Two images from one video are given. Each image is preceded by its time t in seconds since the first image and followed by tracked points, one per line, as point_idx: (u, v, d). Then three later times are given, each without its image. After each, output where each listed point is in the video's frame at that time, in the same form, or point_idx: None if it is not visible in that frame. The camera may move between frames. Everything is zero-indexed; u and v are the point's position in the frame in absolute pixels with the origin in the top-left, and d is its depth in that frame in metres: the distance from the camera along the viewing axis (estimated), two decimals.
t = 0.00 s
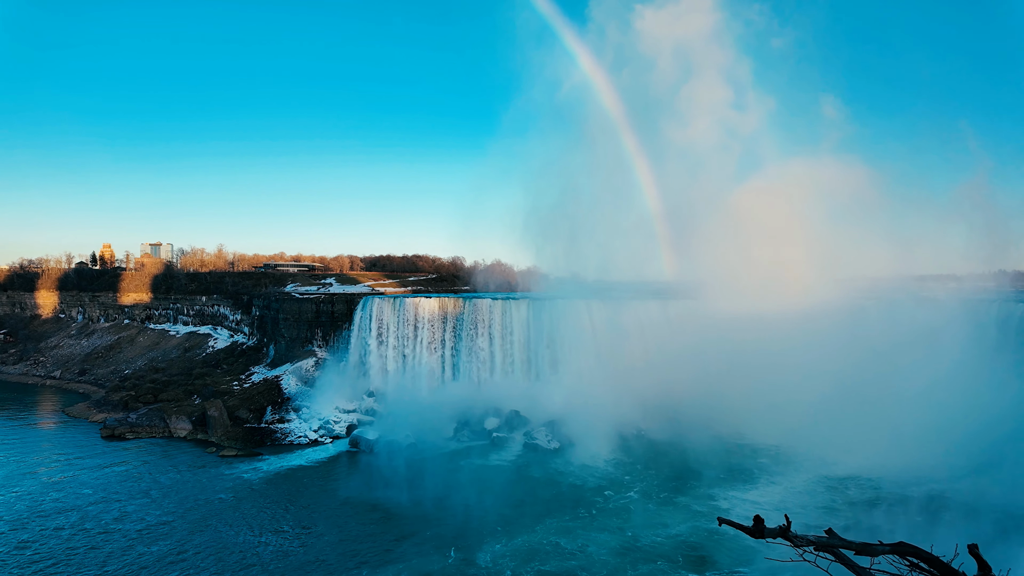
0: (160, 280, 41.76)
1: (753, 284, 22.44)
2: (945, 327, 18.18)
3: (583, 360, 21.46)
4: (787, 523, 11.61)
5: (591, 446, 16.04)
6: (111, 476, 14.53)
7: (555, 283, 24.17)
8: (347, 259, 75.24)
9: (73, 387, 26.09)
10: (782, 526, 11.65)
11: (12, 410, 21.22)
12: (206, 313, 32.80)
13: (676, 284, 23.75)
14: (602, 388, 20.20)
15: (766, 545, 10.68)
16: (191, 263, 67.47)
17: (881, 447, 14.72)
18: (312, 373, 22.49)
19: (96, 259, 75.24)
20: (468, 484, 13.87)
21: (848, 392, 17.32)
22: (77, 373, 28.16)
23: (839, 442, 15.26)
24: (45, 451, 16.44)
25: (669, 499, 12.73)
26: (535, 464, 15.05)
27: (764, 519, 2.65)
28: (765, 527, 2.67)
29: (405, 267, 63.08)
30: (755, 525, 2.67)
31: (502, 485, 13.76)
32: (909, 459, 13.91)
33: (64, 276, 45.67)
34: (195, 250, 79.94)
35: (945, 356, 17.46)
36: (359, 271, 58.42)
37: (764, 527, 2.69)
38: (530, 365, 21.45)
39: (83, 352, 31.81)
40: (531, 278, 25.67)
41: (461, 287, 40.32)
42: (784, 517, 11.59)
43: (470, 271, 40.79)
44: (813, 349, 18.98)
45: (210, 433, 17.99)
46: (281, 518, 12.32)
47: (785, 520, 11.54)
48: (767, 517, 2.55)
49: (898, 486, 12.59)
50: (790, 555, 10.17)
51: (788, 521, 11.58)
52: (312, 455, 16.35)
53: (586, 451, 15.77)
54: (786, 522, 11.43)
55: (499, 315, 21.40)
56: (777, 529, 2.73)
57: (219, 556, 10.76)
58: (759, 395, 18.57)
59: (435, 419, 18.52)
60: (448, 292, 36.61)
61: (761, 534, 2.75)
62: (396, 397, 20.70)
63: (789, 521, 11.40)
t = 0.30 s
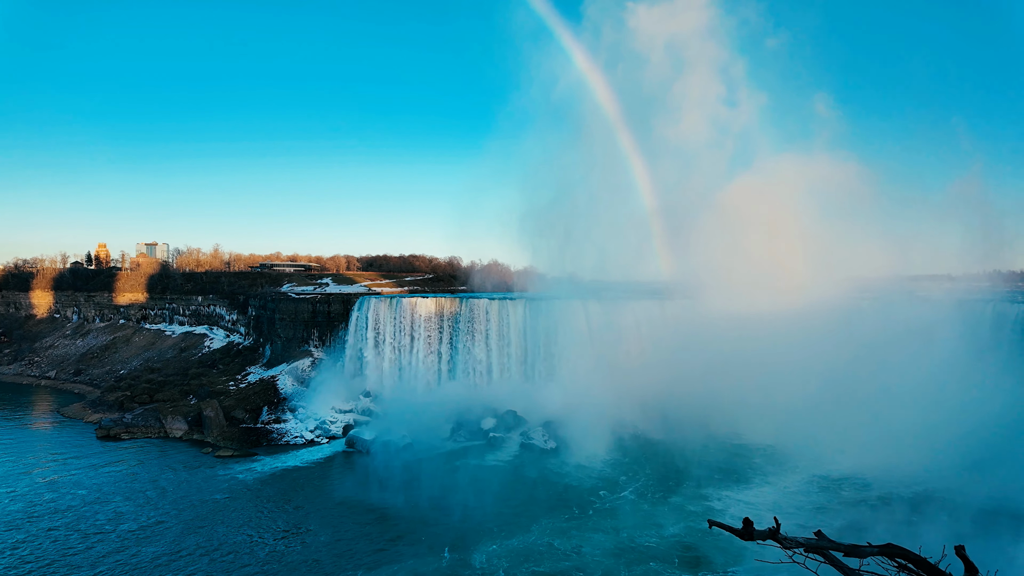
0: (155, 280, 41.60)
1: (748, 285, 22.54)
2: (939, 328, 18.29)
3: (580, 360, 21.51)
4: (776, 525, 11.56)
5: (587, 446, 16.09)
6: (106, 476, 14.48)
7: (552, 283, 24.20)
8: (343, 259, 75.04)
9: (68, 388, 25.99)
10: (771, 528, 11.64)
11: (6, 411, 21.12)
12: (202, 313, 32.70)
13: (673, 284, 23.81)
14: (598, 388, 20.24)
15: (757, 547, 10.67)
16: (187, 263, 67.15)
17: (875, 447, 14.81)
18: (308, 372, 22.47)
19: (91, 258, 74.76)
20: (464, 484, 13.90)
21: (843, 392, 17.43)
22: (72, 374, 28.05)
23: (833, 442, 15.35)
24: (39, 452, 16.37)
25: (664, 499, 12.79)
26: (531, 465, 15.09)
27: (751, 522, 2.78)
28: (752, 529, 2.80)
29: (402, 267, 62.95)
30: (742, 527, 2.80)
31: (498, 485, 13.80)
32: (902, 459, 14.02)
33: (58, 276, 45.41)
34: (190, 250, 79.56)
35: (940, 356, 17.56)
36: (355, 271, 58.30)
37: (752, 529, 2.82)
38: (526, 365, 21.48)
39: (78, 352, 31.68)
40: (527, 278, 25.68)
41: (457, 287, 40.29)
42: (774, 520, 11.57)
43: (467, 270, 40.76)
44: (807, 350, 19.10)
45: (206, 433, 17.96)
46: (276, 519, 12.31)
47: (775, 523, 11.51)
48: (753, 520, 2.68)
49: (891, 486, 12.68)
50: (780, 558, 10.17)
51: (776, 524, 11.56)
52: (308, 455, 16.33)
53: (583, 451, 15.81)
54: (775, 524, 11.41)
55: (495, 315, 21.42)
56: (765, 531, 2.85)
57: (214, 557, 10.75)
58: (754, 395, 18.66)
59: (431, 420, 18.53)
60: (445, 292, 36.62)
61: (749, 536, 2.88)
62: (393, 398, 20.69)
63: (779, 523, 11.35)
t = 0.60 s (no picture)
0: (148, 279, 41.32)
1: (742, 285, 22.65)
2: (929, 328, 18.48)
3: (574, 360, 21.58)
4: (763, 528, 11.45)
5: (581, 446, 16.15)
6: (97, 477, 14.41)
7: (546, 283, 24.23)
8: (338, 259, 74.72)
9: (60, 388, 25.82)
10: (759, 530, 11.58)
11: None
12: (195, 313, 32.52)
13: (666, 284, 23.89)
14: (592, 389, 20.31)
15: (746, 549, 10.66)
16: (180, 263, 66.68)
17: (865, 447, 14.96)
18: (302, 373, 22.42)
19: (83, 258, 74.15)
20: (458, 484, 13.93)
21: (834, 392, 17.59)
22: (64, 374, 27.86)
23: (824, 441, 15.50)
24: (30, 452, 16.27)
25: (656, 498, 12.87)
26: (526, 465, 15.14)
27: (738, 525, 2.92)
28: (738, 532, 2.95)
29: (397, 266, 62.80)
30: (730, 530, 2.95)
31: (491, 485, 13.84)
32: (891, 459, 14.18)
33: (49, 276, 45.01)
34: (183, 249, 79.00)
35: (929, 356, 17.74)
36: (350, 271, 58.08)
37: (739, 532, 2.96)
38: (521, 365, 21.52)
39: (70, 352, 31.46)
40: (522, 278, 25.70)
41: (452, 287, 40.22)
42: (761, 522, 11.50)
43: (462, 270, 40.68)
44: (799, 350, 19.24)
45: (199, 434, 17.91)
46: (269, 519, 12.29)
47: (762, 525, 11.44)
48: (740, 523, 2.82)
49: (881, 485, 12.83)
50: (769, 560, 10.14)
51: (763, 527, 11.48)
52: (302, 456, 16.31)
53: (578, 451, 15.86)
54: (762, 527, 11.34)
55: (490, 315, 21.44)
56: (751, 534, 2.99)
57: (206, 558, 10.74)
58: (747, 394, 18.79)
59: (426, 420, 18.54)
60: (440, 292, 36.57)
61: (737, 539, 3.01)
62: (387, 398, 20.67)
63: (767, 527, 11.28)
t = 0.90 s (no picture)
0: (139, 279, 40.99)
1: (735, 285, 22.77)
2: (918, 328, 18.67)
3: (568, 360, 21.63)
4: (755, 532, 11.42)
5: (574, 446, 16.20)
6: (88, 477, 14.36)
7: (541, 283, 24.25)
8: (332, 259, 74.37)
9: (50, 388, 25.59)
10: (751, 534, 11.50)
11: None
12: (188, 313, 32.31)
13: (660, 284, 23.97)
14: (585, 389, 20.37)
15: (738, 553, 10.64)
16: (172, 263, 66.22)
17: (855, 446, 15.12)
18: (294, 372, 22.33)
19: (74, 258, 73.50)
20: (451, 485, 13.93)
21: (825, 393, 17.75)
22: (54, 374, 27.62)
23: (815, 441, 15.62)
24: (19, 453, 16.17)
25: (648, 498, 12.93)
26: (518, 465, 15.15)
27: (730, 529, 2.90)
28: (730, 537, 2.92)
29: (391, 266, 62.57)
30: (722, 534, 2.93)
31: (484, 486, 13.86)
32: (880, 458, 14.33)
33: (39, 275, 44.56)
34: (175, 249, 78.41)
35: (918, 356, 17.92)
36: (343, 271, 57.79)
37: (731, 537, 2.94)
38: (515, 365, 21.54)
39: (60, 352, 31.19)
40: (516, 279, 25.70)
41: (446, 287, 40.12)
42: (753, 527, 11.44)
43: (456, 270, 40.59)
44: (790, 350, 19.39)
45: (191, 434, 17.81)
46: (261, 520, 12.26)
47: (754, 530, 11.38)
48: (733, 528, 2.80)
49: (870, 485, 12.96)
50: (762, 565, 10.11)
51: (755, 531, 11.42)
52: (295, 456, 16.26)
53: (571, 451, 15.89)
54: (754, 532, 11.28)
55: (484, 315, 21.45)
56: (743, 538, 2.97)
57: (197, 558, 10.71)
58: (738, 394, 18.92)
59: (419, 420, 18.53)
60: (434, 292, 36.46)
61: (728, 543, 2.99)
62: (381, 398, 20.64)
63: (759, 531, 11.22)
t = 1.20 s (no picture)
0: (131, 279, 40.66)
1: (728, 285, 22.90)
2: (907, 328, 18.86)
3: (562, 360, 21.68)
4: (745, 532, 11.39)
5: (567, 446, 16.24)
6: (78, 478, 14.27)
7: (535, 283, 24.27)
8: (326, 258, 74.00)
9: (40, 389, 25.34)
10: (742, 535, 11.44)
11: None
12: (180, 313, 32.09)
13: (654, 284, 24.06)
14: (579, 389, 20.42)
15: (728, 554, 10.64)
16: (164, 262, 65.73)
17: (844, 445, 15.27)
18: (287, 372, 22.24)
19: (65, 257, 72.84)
20: (444, 484, 13.95)
21: (815, 393, 17.91)
22: (44, 374, 27.37)
23: (805, 440, 15.77)
24: (9, 454, 16.05)
25: (641, 498, 13.00)
26: (511, 465, 15.18)
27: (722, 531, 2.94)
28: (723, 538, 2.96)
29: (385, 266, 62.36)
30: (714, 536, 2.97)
31: (477, 485, 13.88)
32: (869, 457, 14.49)
33: (29, 275, 44.09)
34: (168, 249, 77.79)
35: (908, 355, 18.10)
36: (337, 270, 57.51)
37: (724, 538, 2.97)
38: (509, 365, 21.56)
39: (50, 352, 30.91)
40: (510, 278, 25.72)
41: (440, 287, 40.02)
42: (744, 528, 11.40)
43: (450, 270, 40.49)
44: (782, 350, 19.54)
45: (183, 435, 17.72)
46: (252, 521, 12.23)
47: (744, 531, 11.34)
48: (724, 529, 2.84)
49: (859, 483, 13.10)
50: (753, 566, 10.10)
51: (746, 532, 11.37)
52: (287, 456, 16.22)
53: (565, 451, 15.93)
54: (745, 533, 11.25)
55: (478, 315, 21.45)
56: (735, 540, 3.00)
57: (187, 559, 10.69)
58: (730, 393, 19.04)
59: (413, 420, 18.51)
60: (428, 292, 36.34)
61: (720, 544, 3.03)
62: (374, 398, 20.61)
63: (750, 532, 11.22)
